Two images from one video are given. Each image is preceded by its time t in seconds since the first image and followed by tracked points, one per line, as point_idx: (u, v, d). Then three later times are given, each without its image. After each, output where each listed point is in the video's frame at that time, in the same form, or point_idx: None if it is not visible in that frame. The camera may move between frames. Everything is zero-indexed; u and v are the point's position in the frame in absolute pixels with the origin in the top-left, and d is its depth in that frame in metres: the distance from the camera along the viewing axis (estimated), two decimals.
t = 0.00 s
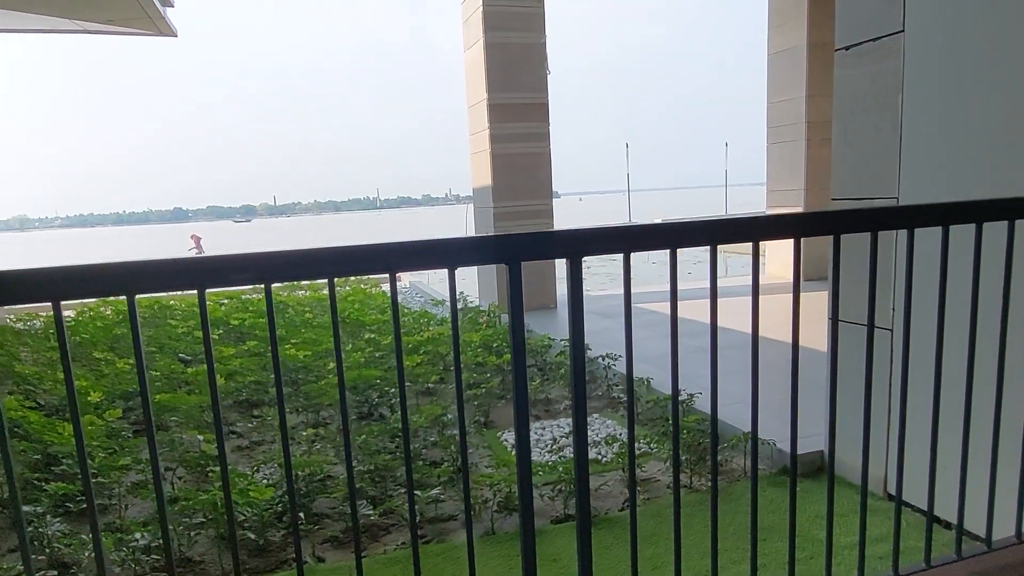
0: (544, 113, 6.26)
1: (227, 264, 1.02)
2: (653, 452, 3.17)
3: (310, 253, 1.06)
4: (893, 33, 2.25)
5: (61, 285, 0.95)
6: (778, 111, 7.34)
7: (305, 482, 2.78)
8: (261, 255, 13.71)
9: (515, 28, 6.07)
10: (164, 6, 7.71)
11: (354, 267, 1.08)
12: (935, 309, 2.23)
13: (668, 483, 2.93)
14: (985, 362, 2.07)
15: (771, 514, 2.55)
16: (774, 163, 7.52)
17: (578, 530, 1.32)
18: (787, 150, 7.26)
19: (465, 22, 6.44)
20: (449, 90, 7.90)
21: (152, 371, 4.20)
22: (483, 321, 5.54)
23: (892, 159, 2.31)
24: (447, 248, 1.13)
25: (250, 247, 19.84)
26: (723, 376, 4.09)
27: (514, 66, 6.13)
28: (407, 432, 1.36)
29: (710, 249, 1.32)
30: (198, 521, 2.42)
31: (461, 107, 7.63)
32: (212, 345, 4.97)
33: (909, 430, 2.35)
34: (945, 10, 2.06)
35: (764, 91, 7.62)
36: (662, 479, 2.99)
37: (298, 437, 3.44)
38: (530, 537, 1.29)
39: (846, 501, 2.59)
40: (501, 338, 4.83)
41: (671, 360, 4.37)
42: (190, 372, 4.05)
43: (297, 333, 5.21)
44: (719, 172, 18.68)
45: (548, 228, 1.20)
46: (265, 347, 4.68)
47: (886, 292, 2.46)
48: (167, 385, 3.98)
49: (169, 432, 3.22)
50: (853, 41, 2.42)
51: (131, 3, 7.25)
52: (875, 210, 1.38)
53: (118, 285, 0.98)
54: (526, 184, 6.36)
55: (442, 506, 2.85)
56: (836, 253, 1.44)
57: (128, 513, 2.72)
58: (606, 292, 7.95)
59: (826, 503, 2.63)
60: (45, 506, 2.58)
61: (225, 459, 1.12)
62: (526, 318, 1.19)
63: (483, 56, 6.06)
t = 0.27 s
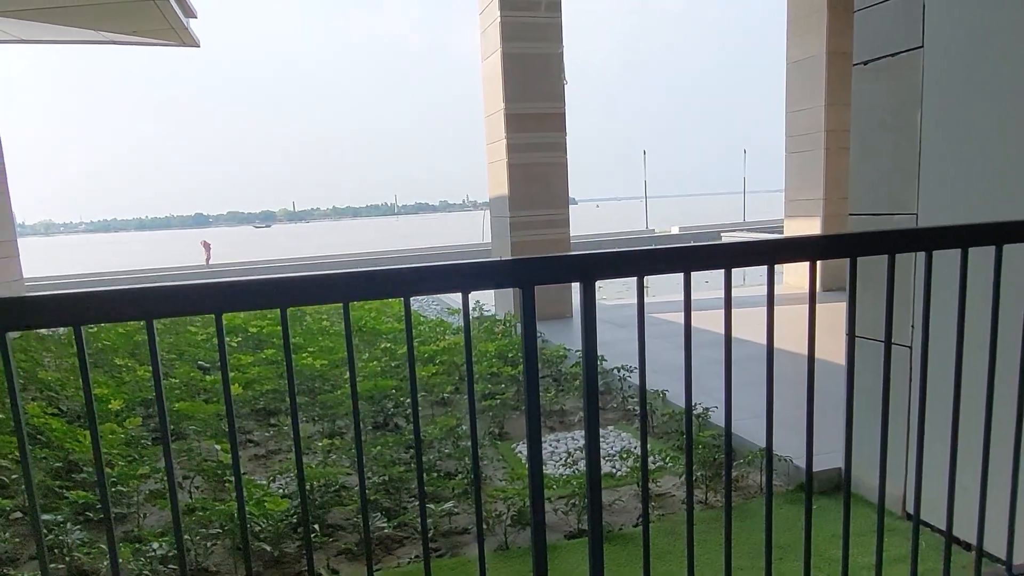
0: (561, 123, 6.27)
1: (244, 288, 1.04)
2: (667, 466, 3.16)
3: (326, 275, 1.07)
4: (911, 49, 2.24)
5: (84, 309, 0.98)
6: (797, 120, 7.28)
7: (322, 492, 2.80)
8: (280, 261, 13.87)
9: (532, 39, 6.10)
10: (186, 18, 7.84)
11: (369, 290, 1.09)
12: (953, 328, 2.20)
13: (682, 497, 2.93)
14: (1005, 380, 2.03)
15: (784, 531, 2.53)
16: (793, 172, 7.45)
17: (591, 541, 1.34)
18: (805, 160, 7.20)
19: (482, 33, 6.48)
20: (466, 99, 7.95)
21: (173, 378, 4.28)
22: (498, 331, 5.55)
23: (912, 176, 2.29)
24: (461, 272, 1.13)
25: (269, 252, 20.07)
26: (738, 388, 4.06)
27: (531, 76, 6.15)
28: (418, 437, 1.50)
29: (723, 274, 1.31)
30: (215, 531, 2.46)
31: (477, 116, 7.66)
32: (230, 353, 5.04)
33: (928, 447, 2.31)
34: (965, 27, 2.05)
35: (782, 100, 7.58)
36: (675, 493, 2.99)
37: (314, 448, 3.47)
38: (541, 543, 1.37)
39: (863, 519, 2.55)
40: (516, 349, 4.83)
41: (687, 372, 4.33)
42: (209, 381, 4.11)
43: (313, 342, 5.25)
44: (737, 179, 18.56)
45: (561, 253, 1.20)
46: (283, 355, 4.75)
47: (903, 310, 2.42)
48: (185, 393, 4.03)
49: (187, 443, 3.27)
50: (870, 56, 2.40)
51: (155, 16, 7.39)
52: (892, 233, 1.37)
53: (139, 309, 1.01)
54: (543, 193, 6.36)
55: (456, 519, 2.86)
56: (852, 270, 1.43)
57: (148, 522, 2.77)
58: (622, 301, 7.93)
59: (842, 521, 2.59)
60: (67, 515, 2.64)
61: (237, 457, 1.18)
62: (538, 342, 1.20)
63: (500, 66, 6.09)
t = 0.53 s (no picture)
0: (573, 132, 6.29)
1: (260, 313, 1.04)
2: (679, 481, 3.14)
3: (341, 300, 1.07)
4: (928, 65, 2.23)
5: (101, 334, 0.99)
6: (811, 129, 7.24)
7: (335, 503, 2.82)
8: (294, 268, 13.98)
9: (546, 49, 6.12)
10: (204, 28, 7.94)
11: (383, 316, 1.09)
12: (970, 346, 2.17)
13: (694, 513, 2.91)
14: None
15: (797, 549, 2.51)
16: (806, 182, 7.40)
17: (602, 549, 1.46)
18: (820, 170, 7.16)
19: (496, 44, 6.51)
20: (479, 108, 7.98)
21: (186, 386, 4.32)
22: (509, 341, 5.56)
23: (929, 193, 2.26)
24: (475, 297, 1.13)
25: (283, 258, 20.23)
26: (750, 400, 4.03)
27: (545, 86, 6.16)
28: (431, 450, 1.53)
29: (737, 298, 1.30)
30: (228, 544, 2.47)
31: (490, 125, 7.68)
32: (243, 361, 5.08)
33: (945, 466, 2.28)
34: (983, 44, 2.03)
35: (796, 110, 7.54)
36: (687, 508, 2.97)
37: (325, 458, 3.49)
38: (552, 557, 1.41)
39: (877, 538, 2.52)
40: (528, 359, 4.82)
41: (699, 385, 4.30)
42: (222, 390, 4.15)
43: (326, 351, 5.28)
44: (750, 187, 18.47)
45: (576, 277, 1.19)
46: (294, 363, 4.78)
47: (919, 327, 2.39)
48: (199, 401, 4.06)
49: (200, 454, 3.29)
50: (886, 71, 2.38)
51: (174, 26, 7.49)
52: (910, 256, 1.36)
53: (153, 334, 1.01)
54: (556, 203, 6.37)
55: (467, 533, 2.86)
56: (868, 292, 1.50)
57: (161, 532, 2.79)
58: (634, 310, 7.91)
59: (857, 540, 2.57)
60: (81, 525, 2.66)
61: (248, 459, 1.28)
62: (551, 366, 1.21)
63: (514, 76, 6.11)
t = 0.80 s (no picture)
0: (583, 143, 6.29)
1: (271, 338, 1.05)
2: (689, 496, 3.11)
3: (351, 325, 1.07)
4: (941, 81, 2.21)
5: (111, 360, 1.00)
6: (822, 139, 7.20)
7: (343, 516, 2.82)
8: (304, 275, 14.04)
9: (556, 60, 6.14)
10: (218, 38, 8.03)
11: (393, 340, 1.09)
12: (985, 364, 2.14)
13: (704, 529, 2.88)
14: None
15: (809, 567, 2.48)
16: (817, 192, 7.37)
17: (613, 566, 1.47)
18: (831, 180, 7.12)
19: (506, 54, 6.54)
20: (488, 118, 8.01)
21: (196, 397, 4.35)
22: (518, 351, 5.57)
23: (942, 209, 2.24)
24: (487, 321, 1.13)
25: (293, 265, 20.35)
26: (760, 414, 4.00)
27: (555, 97, 6.18)
28: (440, 467, 1.52)
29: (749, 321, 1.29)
30: (236, 558, 2.47)
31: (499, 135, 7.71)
32: (253, 371, 5.11)
33: (960, 486, 2.24)
34: (996, 62, 2.02)
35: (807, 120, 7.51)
36: (697, 524, 2.94)
37: (334, 471, 3.49)
38: None
39: (890, 557, 2.48)
40: (536, 370, 4.81)
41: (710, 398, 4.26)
42: (232, 400, 4.16)
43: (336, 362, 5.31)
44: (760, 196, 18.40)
45: (586, 301, 1.19)
46: (303, 374, 4.80)
47: (933, 344, 2.36)
48: (209, 411, 4.08)
49: (209, 466, 3.30)
50: (899, 87, 2.37)
51: (188, 37, 7.57)
52: (924, 279, 1.35)
53: (164, 358, 1.02)
54: (565, 213, 6.37)
55: (476, 548, 2.85)
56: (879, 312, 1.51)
57: (170, 545, 2.80)
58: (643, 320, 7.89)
59: (870, 558, 2.53)
60: (91, 538, 2.67)
61: (258, 468, 1.30)
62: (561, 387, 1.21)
63: (524, 87, 6.13)
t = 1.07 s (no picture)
0: (593, 154, 6.30)
1: (282, 361, 1.05)
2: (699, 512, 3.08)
3: (361, 348, 1.07)
4: (954, 98, 2.20)
5: (124, 383, 1.01)
6: (832, 151, 7.18)
7: (352, 531, 2.82)
8: (313, 283, 14.11)
9: (565, 72, 6.16)
10: (230, 50, 8.11)
11: (403, 362, 1.09)
12: (999, 383, 2.11)
13: (714, 546, 2.85)
14: None
15: None
16: (827, 203, 7.34)
17: None
18: (841, 191, 7.09)
19: (516, 66, 6.57)
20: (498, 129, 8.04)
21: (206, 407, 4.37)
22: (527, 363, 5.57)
23: (955, 226, 2.23)
24: (498, 344, 1.13)
25: (303, 273, 20.45)
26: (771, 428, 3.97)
27: (565, 108, 6.20)
28: (450, 483, 1.52)
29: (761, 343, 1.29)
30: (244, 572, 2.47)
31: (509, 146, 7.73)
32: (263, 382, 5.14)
33: (974, 506, 2.21)
34: (1010, 79, 2.01)
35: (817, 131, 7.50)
36: (707, 540, 2.91)
37: (342, 484, 3.48)
38: None
39: None
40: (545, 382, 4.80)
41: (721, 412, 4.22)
42: (242, 411, 4.18)
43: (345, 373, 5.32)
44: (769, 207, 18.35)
45: (598, 323, 1.19)
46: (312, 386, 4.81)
47: (946, 362, 2.34)
48: (219, 422, 4.10)
49: (218, 478, 3.31)
50: (911, 103, 2.36)
51: (201, 48, 7.65)
52: (939, 301, 1.34)
53: (175, 380, 1.03)
54: (574, 224, 6.37)
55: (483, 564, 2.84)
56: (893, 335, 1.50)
57: (179, 557, 2.80)
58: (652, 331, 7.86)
59: None
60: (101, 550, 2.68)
61: (268, 487, 1.31)
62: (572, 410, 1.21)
63: (534, 98, 6.15)
